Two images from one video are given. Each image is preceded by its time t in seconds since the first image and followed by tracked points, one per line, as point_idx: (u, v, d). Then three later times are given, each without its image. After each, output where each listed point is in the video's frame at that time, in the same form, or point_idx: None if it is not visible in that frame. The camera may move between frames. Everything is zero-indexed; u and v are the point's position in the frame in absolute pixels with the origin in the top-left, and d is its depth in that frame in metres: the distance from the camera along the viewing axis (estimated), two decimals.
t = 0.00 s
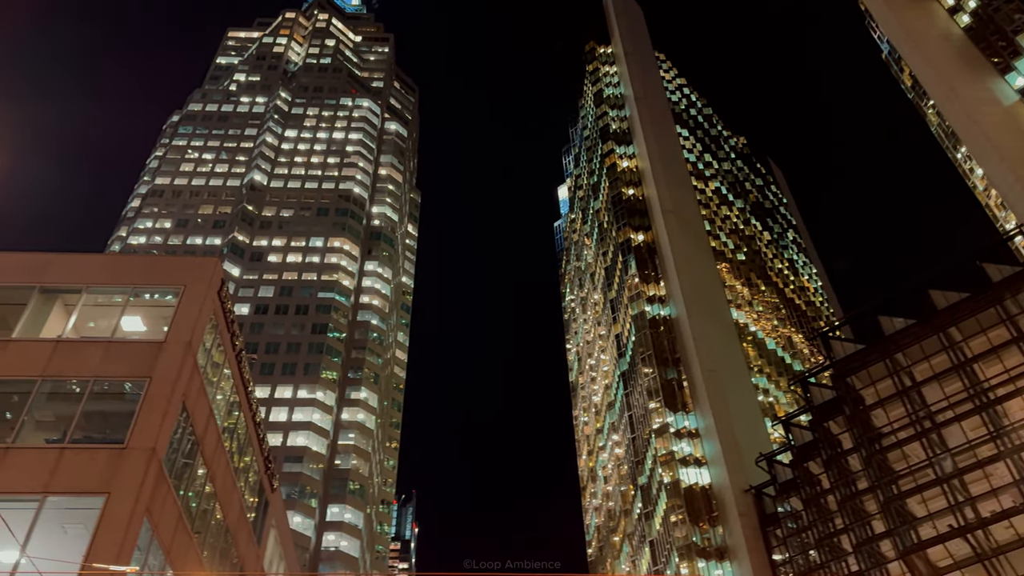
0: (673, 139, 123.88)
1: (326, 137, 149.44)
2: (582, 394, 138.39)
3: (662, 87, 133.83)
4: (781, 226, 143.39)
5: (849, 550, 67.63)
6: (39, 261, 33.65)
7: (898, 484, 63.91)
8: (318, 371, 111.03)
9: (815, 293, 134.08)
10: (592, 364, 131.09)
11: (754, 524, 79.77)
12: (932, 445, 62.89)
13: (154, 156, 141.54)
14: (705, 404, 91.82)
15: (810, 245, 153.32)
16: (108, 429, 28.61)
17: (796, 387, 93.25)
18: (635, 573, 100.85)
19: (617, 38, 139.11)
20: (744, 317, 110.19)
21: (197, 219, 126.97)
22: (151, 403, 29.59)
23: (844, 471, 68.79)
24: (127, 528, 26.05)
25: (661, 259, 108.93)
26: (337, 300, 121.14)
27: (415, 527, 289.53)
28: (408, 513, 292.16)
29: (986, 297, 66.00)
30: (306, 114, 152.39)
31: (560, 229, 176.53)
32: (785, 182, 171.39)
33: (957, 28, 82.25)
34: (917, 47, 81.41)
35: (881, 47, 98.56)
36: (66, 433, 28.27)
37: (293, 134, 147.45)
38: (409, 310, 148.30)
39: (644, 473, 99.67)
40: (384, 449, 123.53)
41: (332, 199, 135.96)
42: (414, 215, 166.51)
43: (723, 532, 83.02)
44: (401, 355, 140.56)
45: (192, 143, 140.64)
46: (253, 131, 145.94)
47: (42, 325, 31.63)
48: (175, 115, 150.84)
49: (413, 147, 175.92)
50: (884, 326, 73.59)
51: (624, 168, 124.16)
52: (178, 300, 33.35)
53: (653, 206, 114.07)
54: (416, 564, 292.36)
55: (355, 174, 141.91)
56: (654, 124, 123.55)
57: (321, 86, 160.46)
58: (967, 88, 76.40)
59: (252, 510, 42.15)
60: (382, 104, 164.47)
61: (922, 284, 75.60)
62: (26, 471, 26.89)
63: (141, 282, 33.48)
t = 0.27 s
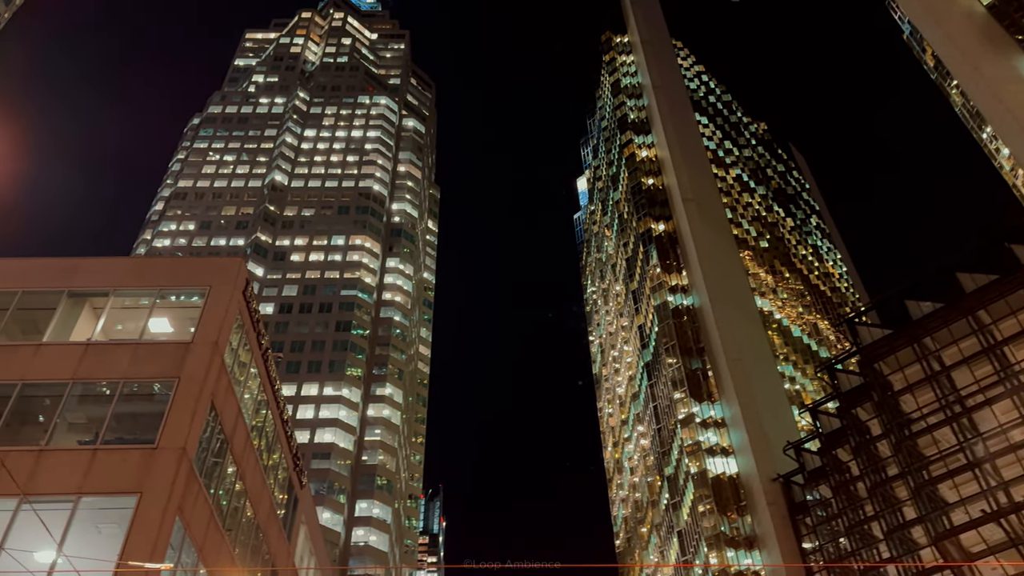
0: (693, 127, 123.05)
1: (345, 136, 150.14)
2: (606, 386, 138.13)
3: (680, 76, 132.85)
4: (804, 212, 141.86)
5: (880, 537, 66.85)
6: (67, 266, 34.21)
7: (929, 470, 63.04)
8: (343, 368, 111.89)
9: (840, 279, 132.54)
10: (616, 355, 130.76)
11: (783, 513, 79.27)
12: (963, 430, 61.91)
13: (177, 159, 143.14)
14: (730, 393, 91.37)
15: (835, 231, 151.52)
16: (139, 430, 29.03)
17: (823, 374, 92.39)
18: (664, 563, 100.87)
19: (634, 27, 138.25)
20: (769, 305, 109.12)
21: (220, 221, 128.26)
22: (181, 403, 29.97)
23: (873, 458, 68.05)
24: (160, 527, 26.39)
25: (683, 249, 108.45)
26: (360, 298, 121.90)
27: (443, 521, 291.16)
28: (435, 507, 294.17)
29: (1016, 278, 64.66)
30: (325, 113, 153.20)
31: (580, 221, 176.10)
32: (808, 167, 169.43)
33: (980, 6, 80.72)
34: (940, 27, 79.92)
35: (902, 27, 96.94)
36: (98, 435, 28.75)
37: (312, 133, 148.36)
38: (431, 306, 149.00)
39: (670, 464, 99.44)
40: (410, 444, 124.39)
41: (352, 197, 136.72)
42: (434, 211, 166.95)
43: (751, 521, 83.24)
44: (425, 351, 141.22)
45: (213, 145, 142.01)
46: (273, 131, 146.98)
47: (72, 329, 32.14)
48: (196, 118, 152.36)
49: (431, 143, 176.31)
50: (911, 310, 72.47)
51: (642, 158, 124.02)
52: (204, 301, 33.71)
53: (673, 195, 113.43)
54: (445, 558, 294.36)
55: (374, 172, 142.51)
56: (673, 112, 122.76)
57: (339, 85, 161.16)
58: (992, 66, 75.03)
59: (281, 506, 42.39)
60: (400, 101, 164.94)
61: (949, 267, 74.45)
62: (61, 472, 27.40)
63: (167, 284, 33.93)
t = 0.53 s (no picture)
0: (710, 112, 122.10)
1: (361, 130, 150.49)
2: (627, 374, 137.86)
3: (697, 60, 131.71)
4: (825, 195, 140.31)
5: (907, 521, 66.19)
6: (91, 265, 34.68)
7: (955, 454, 62.24)
8: (364, 361, 112.61)
9: (862, 262, 131.06)
10: (636, 344, 130.43)
11: (808, 499, 78.83)
12: (990, 412, 60.99)
13: (195, 156, 144.37)
14: (752, 379, 90.79)
15: (856, 214, 149.75)
16: (165, 425, 29.43)
17: (846, 358, 91.48)
18: (689, 550, 101.01)
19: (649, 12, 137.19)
20: (790, 290, 107.98)
21: (240, 217, 129.35)
22: (206, 398, 30.31)
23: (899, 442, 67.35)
24: (188, 520, 26.74)
25: (702, 235, 107.76)
26: (379, 291, 122.42)
27: (467, 511, 293.06)
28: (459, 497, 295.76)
29: None
30: (341, 108, 153.64)
31: (598, 209, 175.45)
32: (828, 150, 167.41)
33: None
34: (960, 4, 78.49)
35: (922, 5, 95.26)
36: (125, 431, 29.18)
37: (329, 128, 148.93)
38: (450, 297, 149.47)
39: (693, 451, 99.18)
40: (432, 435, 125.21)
41: (370, 191, 137.19)
42: (451, 202, 167.12)
43: (776, 507, 82.82)
44: (445, 342, 141.76)
45: (231, 142, 143.02)
46: (290, 127, 147.65)
47: (97, 327, 32.60)
48: (213, 116, 153.44)
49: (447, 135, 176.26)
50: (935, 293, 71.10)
51: (660, 144, 123.18)
52: (226, 297, 33.94)
53: (692, 181, 112.68)
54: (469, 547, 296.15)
55: (391, 165, 142.81)
56: (690, 97, 121.83)
57: (354, 79, 161.45)
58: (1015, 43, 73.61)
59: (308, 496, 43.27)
60: (415, 94, 165.00)
61: (974, 248, 73.36)
62: (91, 468, 27.86)
63: (190, 281, 34.28)
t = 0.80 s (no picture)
0: (725, 93, 121.11)
1: (374, 118, 150.52)
2: (644, 358, 137.68)
3: (711, 41, 130.43)
4: (842, 175, 138.77)
5: (928, 502, 65.81)
6: (111, 256, 35.10)
7: (977, 434, 61.56)
8: (382, 349, 113.17)
9: (881, 242, 129.69)
10: (653, 328, 130.18)
11: (827, 481, 78.60)
12: (1012, 391, 60.10)
13: (211, 147, 145.23)
14: (770, 362, 90.35)
15: (875, 194, 147.99)
16: (186, 415, 29.76)
17: (866, 340, 90.65)
18: (708, 532, 101.17)
19: None
20: (809, 272, 106.81)
21: (256, 207, 130.15)
22: (226, 387, 30.62)
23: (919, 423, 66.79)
24: (211, 507, 27.05)
25: (719, 218, 107.08)
26: (395, 279, 122.77)
27: (486, 497, 294.79)
28: (478, 483, 298.34)
29: None
30: (354, 96, 153.67)
31: (613, 194, 174.69)
32: (845, 129, 165.34)
33: None
34: None
35: None
36: (147, 421, 29.59)
37: (342, 116, 149.12)
38: (465, 285, 149.81)
39: (712, 434, 99.09)
40: (450, 422, 126.07)
41: (384, 179, 137.40)
42: (466, 189, 167.04)
43: (795, 490, 82.73)
44: (461, 329, 142.20)
45: (246, 132, 143.63)
46: (304, 116, 147.95)
47: (118, 318, 33.03)
48: (228, 106, 154.05)
49: (460, 121, 175.80)
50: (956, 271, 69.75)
51: (675, 127, 122.34)
52: (245, 287, 34.19)
53: (707, 163, 111.91)
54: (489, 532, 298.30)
55: (405, 153, 142.82)
56: (705, 79, 120.83)
57: (367, 67, 161.33)
58: None
59: (330, 483, 43.85)
60: (427, 81, 164.72)
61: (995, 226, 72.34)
62: (114, 458, 28.30)
63: (208, 272, 34.56)
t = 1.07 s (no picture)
0: (739, 69, 119.83)
1: (385, 100, 150.02)
2: (657, 338, 137.49)
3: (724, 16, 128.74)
4: (858, 151, 137.13)
5: (945, 478, 65.68)
6: (127, 240, 35.33)
7: (994, 410, 61.13)
8: (396, 331, 113.60)
9: (897, 219, 128.34)
10: (666, 307, 129.83)
11: (843, 458, 78.46)
12: None
13: (223, 131, 145.43)
14: (785, 340, 89.92)
15: (891, 169, 146.22)
16: (204, 397, 30.06)
17: (882, 317, 89.95)
18: (723, 510, 101.51)
19: None
20: (824, 249, 105.74)
21: (269, 190, 130.47)
22: (243, 369, 30.88)
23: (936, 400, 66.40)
24: (230, 487, 27.34)
25: (733, 196, 106.25)
26: (408, 261, 122.91)
27: (501, 476, 296.62)
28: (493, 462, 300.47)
29: None
30: (364, 77, 153.14)
31: (625, 172, 173.67)
32: (861, 104, 163.15)
33: None
34: None
35: None
36: (166, 403, 29.92)
37: (353, 98, 148.77)
38: (478, 266, 149.89)
39: (726, 413, 99.03)
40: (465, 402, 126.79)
41: (396, 161, 137.21)
42: (477, 170, 166.59)
43: (811, 467, 82.71)
44: (475, 311, 142.47)
45: (257, 116, 143.64)
46: (315, 99, 147.64)
47: (135, 302, 33.31)
48: (239, 90, 153.96)
49: (471, 101, 174.93)
50: (973, 248, 70.37)
51: (688, 104, 121.23)
52: (259, 271, 34.33)
53: (721, 140, 110.91)
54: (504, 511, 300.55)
55: (416, 135, 142.44)
56: (718, 55, 119.53)
57: (377, 48, 160.56)
58: None
59: (347, 463, 44.28)
60: (438, 61, 163.81)
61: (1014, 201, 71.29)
62: (134, 440, 28.69)
63: (223, 255, 34.72)
